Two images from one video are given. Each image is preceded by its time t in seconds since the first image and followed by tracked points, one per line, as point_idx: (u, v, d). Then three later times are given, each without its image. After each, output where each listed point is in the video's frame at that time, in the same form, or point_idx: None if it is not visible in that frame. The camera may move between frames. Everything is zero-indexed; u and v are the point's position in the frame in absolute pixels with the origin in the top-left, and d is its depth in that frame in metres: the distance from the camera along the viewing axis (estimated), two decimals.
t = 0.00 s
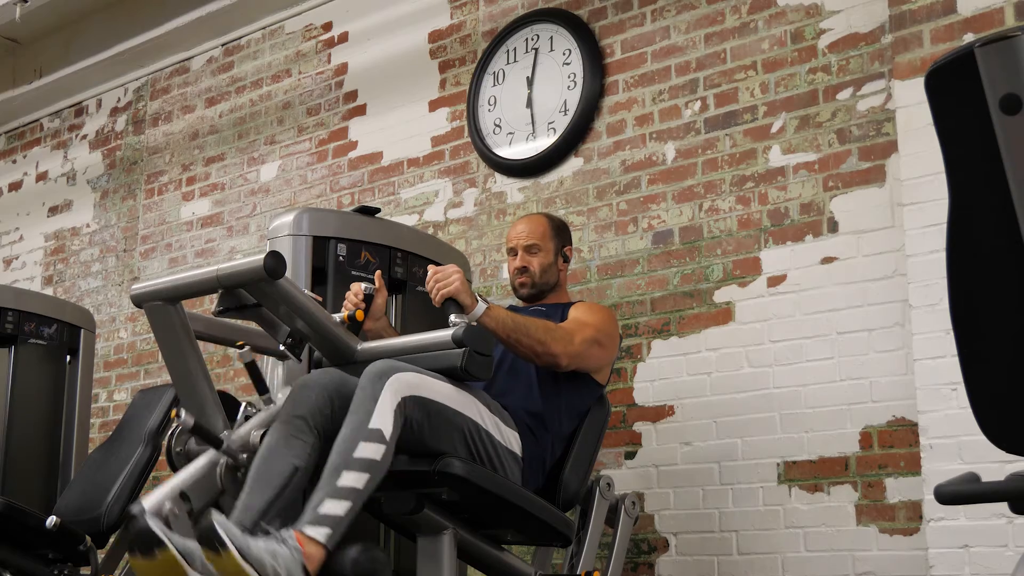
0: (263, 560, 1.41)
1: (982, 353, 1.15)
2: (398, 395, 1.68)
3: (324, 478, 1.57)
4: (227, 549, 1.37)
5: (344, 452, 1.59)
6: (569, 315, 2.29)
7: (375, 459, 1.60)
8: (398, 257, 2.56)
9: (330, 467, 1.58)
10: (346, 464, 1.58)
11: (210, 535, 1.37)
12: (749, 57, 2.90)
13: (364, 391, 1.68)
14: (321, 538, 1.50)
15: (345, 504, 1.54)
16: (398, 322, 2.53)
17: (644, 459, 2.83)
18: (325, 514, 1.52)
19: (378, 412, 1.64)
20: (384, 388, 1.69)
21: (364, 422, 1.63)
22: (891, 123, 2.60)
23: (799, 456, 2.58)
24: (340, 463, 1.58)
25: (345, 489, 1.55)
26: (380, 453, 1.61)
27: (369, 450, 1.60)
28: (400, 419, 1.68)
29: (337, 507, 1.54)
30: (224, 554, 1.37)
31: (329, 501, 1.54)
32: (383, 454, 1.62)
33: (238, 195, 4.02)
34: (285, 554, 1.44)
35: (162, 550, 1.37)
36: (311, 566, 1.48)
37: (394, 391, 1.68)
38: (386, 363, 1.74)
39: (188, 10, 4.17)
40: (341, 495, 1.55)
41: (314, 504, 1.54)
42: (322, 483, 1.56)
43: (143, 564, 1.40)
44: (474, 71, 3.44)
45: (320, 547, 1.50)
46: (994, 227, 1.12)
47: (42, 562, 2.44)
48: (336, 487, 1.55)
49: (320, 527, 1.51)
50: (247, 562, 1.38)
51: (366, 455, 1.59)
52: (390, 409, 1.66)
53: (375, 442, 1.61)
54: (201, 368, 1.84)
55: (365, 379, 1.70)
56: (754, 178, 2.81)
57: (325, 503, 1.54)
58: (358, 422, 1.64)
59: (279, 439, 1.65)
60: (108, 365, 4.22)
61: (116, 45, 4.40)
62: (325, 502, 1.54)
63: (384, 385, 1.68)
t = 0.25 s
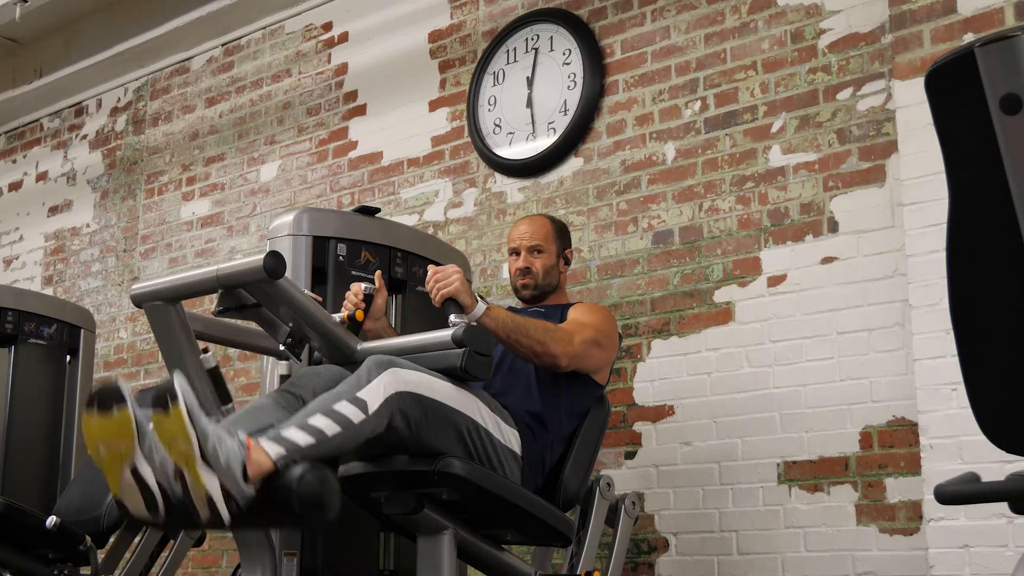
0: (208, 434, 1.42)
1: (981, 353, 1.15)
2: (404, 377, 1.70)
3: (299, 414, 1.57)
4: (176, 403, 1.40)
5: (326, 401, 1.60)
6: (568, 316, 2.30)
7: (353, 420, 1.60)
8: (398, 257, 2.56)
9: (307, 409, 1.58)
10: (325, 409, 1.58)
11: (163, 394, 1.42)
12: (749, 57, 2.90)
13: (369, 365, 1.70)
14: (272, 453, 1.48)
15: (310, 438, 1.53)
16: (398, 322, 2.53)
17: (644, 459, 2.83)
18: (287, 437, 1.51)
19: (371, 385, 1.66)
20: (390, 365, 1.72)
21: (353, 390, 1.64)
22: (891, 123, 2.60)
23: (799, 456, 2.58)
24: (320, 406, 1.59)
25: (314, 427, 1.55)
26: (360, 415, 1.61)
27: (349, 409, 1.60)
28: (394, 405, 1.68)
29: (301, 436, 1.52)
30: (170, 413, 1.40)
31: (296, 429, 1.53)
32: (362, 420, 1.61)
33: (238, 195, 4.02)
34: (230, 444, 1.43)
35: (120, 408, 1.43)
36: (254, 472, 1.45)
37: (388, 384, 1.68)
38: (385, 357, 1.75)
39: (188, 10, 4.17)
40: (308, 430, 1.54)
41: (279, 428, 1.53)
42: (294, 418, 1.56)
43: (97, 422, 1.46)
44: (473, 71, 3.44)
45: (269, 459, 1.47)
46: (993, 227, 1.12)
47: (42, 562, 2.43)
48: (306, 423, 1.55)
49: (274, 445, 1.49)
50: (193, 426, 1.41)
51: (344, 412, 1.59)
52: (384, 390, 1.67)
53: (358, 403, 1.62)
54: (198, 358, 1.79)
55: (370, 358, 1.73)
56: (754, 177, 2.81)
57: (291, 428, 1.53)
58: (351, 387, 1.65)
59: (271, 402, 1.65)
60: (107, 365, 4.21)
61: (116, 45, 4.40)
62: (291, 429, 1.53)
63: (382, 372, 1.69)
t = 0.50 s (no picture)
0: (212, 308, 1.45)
1: (982, 352, 1.15)
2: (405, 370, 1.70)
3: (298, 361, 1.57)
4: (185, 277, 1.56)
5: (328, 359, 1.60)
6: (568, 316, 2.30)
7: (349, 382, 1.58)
8: (398, 257, 2.56)
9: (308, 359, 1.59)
10: (327, 363, 1.57)
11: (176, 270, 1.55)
12: (749, 57, 2.90)
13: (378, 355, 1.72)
14: (264, 367, 1.47)
15: (304, 373, 1.51)
16: (398, 322, 2.53)
17: (644, 459, 2.83)
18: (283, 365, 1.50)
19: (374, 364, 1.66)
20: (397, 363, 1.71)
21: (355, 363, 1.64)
22: (891, 123, 2.60)
23: (799, 456, 2.58)
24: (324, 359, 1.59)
25: (310, 367, 1.53)
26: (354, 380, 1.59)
27: (347, 371, 1.59)
28: (394, 399, 1.65)
29: (296, 368, 1.51)
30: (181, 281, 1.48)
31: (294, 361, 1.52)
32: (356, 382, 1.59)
33: (238, 195, 4.02)
34: (228, 331, 1.44)
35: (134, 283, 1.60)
36: (241, 371, 1.44)
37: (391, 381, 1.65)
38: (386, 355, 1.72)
39: (188, 9, 4.17)
40: (304, 366, 1.52)
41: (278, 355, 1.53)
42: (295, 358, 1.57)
43: (108, 296, 1.62)
44: (473, 71, 3.44)
45: (260, 371, 1.46)
46: (994, 226, 1.12)
47: (42, 562, 2.43)
48: (303, 361, 1.54)
49: (269, 363, 1.48)
50: (199, 292, 1.45)
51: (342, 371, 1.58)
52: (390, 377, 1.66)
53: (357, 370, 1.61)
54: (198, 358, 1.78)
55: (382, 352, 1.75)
56: (754, 178, 2.81)
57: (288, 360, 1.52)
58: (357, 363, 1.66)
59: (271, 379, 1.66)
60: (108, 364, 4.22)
61: (116, 45, 4.41)
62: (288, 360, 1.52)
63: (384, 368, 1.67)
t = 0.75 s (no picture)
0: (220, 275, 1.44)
1: (982, 353, 1.15)
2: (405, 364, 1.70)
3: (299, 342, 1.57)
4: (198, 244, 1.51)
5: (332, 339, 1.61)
6: (569, 316, 2.30)
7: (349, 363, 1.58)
8: (398, 257, 2.56)
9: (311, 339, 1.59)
10: (330, 345, 1.57)
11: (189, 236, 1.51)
12: (749, 57, 2.90)
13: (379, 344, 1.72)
14: (268, 341, 1.47)
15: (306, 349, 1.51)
16: (398, 322, 2.54)
17: (643, 459, 2.83)
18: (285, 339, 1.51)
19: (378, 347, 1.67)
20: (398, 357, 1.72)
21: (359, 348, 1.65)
22: (891, 123, 2.60)
23: (799, 456, 2.58)
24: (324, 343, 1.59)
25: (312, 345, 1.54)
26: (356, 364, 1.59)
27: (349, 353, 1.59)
28: (397, 390, 1.65)
29: (299, 344, 1.51)
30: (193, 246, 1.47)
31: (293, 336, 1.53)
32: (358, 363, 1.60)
33: (238, 195, 4.02)
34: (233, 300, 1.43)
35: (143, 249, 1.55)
36: (244, 341, 1.44)
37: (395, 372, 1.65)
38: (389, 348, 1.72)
39: (188, 10, 4.17)
40: (306, 343, 1.53)
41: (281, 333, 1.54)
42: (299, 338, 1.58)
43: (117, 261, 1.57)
44: (474, 71, 3.44)
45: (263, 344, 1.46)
46: (993, 226, 1.12)
47: (42, 562, 2.43)
48: (306, 340, 1.54)
49: (271, 337, 1.49)
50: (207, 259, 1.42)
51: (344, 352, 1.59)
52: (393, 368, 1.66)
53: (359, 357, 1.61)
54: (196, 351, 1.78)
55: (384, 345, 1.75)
56: (753, 178, 2.81)
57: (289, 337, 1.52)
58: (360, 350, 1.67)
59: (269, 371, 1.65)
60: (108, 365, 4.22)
61: (116, 45, 4.41)
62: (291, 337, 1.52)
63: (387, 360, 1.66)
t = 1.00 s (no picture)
0: (221, 477, 1.43)
1: (982, 353, 1.15)
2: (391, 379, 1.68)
3: (301, 434, 1.56)
4: (185, 452, 1.43)
5: (326, 417, 1.58)
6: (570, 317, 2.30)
7: (354, 431, 1.58)
8: (398, 257, 2.56)
9: (309, 429, 1.56)
10: (328, 432, 1.56)
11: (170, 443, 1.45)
12: (749, 57, 2.90)
13: (364, 364, 1.68)
14: (283, 486, 1.49)
15: (316, 462, 1.52)
16: (398, 322, 2.53)
17: (644, 459, 2.83)
18: (295, 467, 1.51)
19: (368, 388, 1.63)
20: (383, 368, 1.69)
21: (351, 395, 1.62)
22: (891, 123, 2.60)
23: (799, 456, 2.58)
24: (323, 423, 1.57)
25: (318, 450, 1.53)
26: (360, 428, 1.59)
27: (350, 421, 1.58)
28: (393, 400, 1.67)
29: (309, 462, 1.52)
30: (182, 465, 1.44)
31: (298, 457, 1.52)
32: (361, 427, 1.60)
33: (238, 195, 4.02)
34: (242, 486, 1.44)
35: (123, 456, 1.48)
36: (270, 515, 1.47)
37: (388, 380, 1.66)
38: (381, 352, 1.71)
39: (188, 10, 4.17)
40: (314, 454, 1.53)
41: (284, 455, 1.51)
42: (298, 440, 1.55)
43: (103, 476, 1.51)
44: (474, 71, 3.44)
45: (281, 495, 1.49)
46: (993, 226, 1.12)
47: (42, 562, 2.43)
48: (311, 447, 1.53)
49: (286, 481, 1.49)
50: (203, 476, 1.43)
51: (346, 426, 1.58)
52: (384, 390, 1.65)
53: (360, 415, 1.60)
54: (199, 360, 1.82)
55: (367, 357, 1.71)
56: (754, 178, 2.81)
57: (296, 455, 1.52)
58: (351, 389, 1.64)
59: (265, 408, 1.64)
60: (107, 365, 4.22)
61: (116, 45, 4.41)
62: (296, 454, 1.52)
63: (378, 372, 1.67)
